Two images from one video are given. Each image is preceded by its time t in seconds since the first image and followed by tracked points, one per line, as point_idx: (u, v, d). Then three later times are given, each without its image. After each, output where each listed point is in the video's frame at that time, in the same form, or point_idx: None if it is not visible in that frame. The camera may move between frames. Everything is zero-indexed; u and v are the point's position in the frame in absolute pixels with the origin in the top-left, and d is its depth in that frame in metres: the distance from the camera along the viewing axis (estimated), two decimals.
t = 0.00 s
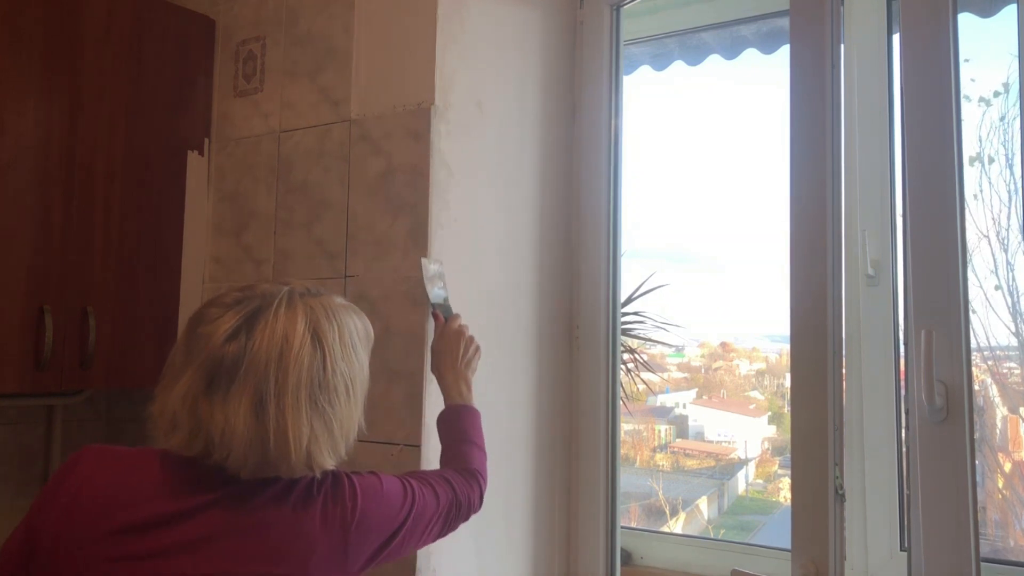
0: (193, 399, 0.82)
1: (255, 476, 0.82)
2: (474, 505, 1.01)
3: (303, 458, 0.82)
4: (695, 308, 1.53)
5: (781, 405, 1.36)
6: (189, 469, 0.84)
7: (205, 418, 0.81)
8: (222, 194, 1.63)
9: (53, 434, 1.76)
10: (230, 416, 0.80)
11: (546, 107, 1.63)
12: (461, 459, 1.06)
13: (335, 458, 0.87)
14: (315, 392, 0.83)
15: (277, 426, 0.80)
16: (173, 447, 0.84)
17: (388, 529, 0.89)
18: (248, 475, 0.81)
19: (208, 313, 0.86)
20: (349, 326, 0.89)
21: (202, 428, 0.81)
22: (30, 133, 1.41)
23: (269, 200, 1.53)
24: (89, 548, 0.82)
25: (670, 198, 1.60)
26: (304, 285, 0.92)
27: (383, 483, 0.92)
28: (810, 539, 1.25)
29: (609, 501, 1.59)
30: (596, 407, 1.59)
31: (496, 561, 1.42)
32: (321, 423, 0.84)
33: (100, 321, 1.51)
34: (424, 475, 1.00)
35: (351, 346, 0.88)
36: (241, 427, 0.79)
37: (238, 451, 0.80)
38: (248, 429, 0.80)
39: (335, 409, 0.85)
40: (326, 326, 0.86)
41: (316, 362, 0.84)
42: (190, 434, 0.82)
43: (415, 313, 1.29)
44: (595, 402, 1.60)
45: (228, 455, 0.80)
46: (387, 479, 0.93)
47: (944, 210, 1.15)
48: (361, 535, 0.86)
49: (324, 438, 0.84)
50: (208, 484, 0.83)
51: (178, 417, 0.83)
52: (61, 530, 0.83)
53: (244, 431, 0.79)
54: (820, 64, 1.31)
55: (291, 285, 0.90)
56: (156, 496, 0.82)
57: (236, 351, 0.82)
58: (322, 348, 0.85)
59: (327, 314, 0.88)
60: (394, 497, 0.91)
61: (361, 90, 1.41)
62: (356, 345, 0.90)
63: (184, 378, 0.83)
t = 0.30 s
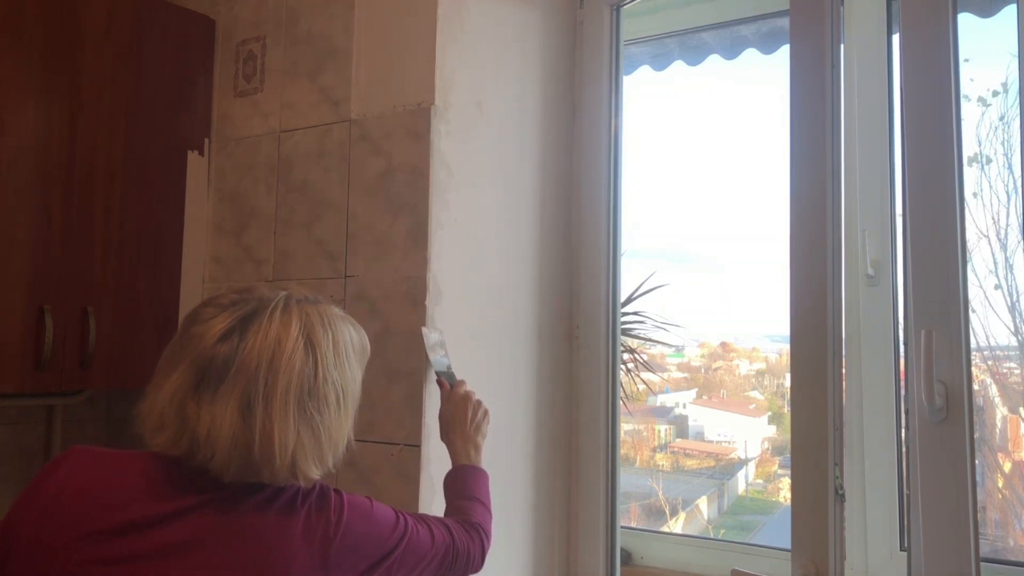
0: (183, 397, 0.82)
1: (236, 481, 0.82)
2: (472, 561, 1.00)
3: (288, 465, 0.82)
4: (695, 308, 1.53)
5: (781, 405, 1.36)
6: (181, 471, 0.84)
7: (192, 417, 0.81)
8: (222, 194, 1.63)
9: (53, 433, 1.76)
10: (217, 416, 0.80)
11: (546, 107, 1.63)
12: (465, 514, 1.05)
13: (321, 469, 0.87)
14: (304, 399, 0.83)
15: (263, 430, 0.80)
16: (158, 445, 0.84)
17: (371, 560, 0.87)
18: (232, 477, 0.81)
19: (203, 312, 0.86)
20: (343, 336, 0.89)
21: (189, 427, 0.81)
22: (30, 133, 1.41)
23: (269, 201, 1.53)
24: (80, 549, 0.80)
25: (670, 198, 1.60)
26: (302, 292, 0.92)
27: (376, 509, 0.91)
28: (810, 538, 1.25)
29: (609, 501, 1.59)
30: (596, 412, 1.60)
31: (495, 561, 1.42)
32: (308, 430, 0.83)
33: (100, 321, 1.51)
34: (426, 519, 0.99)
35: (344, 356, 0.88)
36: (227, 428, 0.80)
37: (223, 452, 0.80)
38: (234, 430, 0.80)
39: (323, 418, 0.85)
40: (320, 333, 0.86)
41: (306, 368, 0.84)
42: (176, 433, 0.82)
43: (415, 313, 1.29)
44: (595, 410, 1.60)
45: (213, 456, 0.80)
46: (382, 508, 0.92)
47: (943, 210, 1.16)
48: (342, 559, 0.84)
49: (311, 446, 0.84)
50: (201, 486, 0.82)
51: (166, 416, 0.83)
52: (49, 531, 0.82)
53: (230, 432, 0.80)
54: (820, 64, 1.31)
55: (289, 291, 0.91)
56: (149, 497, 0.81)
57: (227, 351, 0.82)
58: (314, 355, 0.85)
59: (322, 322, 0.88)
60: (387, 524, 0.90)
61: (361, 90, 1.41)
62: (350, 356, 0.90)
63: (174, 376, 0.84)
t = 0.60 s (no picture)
0: (174, 390, 0.82)
1: (222, 477, 0.82)
2: None
3: (275, 463, 0.82)
4: (695, 308, 1.53)
5: (781, 405, 1.36)
6: (178, 472, 0.83)
7: (182, 411, 0.81)
8: (222, 194, 1.63)
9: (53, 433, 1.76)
10: (206, 410, 0.80)
11: (546, 107, 1.63)
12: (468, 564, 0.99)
13: (310, 473, 0.86)
14: (294, 397, 0.83)
15: (250, 426, 0.80)
16: (148, 439, 0.85)
17: None
18: (218, 472, 0.81)
19: (198, 307, 0.86)
20: (339, 339, 0.89)
21: (178, 421, 0.81)
22: (30, 133, 1.41)
23: (269, 201, 1.53)
24: (81, 547, 0.80)
25: (670, 198, 1.60)
26: (301, 294, 0.92)
27: (374, 529, 0.89)
28: (810, 538, 1.25)
29: (609, 501, 1.59)
30: (596, 414, 1.60)
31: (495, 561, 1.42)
32: (297, 430, 0.83)
33: (100, 321, 1.51)
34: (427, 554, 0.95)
35: (338, 359, 0.87)
36: (215, 422, 0.80)
37: (210, 446, 0.80)
38: (222, 425, 0.80)
39: (313, 419, 0.84)
40: (313, 334, 0.86)
41: (297, 367, 0.83)
42: (165, 427, 0.83)
43: (415, 313, 1.29)
44: (595, 411, 1.60)
45: (200, 450, 0.80)
46: (381, 531, 0.89)
47: (943, 209, 1.16)
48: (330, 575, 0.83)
49: (299, 446, 0.83)
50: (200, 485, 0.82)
51: (157, 409, 0.83)
52: (46, 531, 0.81)
53: (218, 427, 0.80)
54: (820, 65, 1.31)
55: (287, 292, 0.90)
56: (149, 496, 0.81)
57: (219, 346, 0.82)
58: (306, 355, 0.84)
59: (318, 323, 0.87)
60: (382, 543, 0.88)
61: (361, 90, 1.41)
62: (345, 359, 0.90)
63: (166, 368, 0.84)
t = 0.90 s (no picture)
0: (151, 387, 0.81)
1: (203, 473, 0.80)
2: (462, 573, 0.91)
3: (253, 458, 0.80)
4: (695, 308, 1.53)
5: (781, 406, 1.36)
6: (164, 471, 0.82)
7: (159, 406, 0.80)
8: (222, 194, 1.63)
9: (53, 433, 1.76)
10: (184, 405, 0.79)
11: (546, 107, 1.63)
12: (465, 520, 0.95)
13: (292, 468, 0.84)
14: (272, 390, 0.81)
15: (228, 420, 0.78)
16: (127, 437, 0.83)
17: (352, 569, 0.82)
18: (197, 468, 0.79)
19: (177, 303, 0.85)
20: (319, 332, 0.87)
21: (155, 417, 0.80)
22: (30, 133, 1.41)
23: (269, 201, 1.53)
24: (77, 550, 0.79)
25: (670, 198, 1.60)
26: (282, 289, 0.91)
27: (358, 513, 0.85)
28: (810, 538, 1.25)
29: (609, 501, 1.59)
30: (596, 415, 1.59)
31: (495, 561, 1.42)
32: (276, 423, 0.81)
33: (100, 321, 1.51)
34: (418, 522, 0.91)
35: (318, 352, 0.86)
36: (192, 417, 0.78)
37: (187, 441, 0.78)
38: (200, 420, 0.78)
39: (293, 412, 0.82)
40: (292, 327, 0.84)
41: (275, 360, 0.82)
42: (144, 424, 0.81)
43: (415, 313, 1.29)
44: (595, 411, 1.59)
45: (178, 445, 0.79)
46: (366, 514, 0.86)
47: (944, 209, 1.15)
48: (320, 569, 0.80)
49: (279, 439, 0.81)
50: (186, 485, 0.81)
51: (134, 406, 0.81)
52: (38, 532, 0.81)
53: (195, 421, 0.78)
54: (820, 65, 1.31)
55: (268, 287, 0.89)
56: (137, 497, 0.80)
57: (197, 341, 0.81)
58: (285, 347, 0.82)
59: (297, 317, 0.86)
60: (368, 528, 0.84)
61: (361, 90, 1.41)
62: (326, 353, 0.88)
63: (144, 364, 0.83)
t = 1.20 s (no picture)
0: (125, 379, 0.80)
1: (178, 464, 0.79)
2: (445, 528, 0.93)
3: (227, 449, 0.79)
4: (695, 308, 1.53)
5: (781, 406, 1.36)
6: (148, 469, 0.80)
7: (132, 399, 0.78)
8: (222, 195, 1.63)
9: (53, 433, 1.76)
10: (157, 397, 0.77)
11: (546, 107, 1.63)
12: (443, 472, 0.97)
13: (268, 459, 0.83)
14: (246, 381, 0.80)
15: (202, 411, 0.77)
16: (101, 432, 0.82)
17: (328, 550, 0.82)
18: (171, 461, 0.78)
19: (151, 297, 0.84)
20: (293, 324, 0.86)
21: (128, 410, 0.78)
22: (30, 133, 1.41)
23: (269, 201, 1.53)
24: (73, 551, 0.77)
25: (670, 198, 1.60)
26: (257, 283, 0.90)
27: (327, 494, 0.84)
28: (810, 538, 1.25)
29: (609, 501, 1.59)
30: (596, 415, 1.59)
31: (495, 560, 1.42)
32: (250, 414, 0.80)
33: (100, 321, 1.51)
34: (392, 487, 0.92)
35: (292, 344, 0.85)
36: (165, 408, 0.77)
37: (160, 433, 0.77)
38: (173, 411, 0.77)
39: (267, 403, 0.81)
40: (266, 319, 0.83)
41: (248, 351, 0.81)
42: (117, 418, 0.80)
43: (415, 313, 1.29)
44: (595, 411, 1.59)
45: (152, 438, 0.77)
46: (335, 492, 0.85)
47: (944, 210, 1.15)
48: (293, 554, 0.79)
49: (253, 430, 0.80)
50: (168, 483, 0.79)
51: (108, 400, 0.80)
52: (20, 532, 0.78)
53: (167, 412, 0.77)
54: (820, 65, 1.31)
55: (242, 280, 0.88)
56: (123, 496, 0.78)
57: (170, 333, 0.80)
58: (258, 339, 0.82)
59: (271, 309, 0.85)
60: (341, 508, 0.84)
61: (361, 90, 1.41)
62: (301, 346, 0.87)
63: (118, 358, 0.81)
